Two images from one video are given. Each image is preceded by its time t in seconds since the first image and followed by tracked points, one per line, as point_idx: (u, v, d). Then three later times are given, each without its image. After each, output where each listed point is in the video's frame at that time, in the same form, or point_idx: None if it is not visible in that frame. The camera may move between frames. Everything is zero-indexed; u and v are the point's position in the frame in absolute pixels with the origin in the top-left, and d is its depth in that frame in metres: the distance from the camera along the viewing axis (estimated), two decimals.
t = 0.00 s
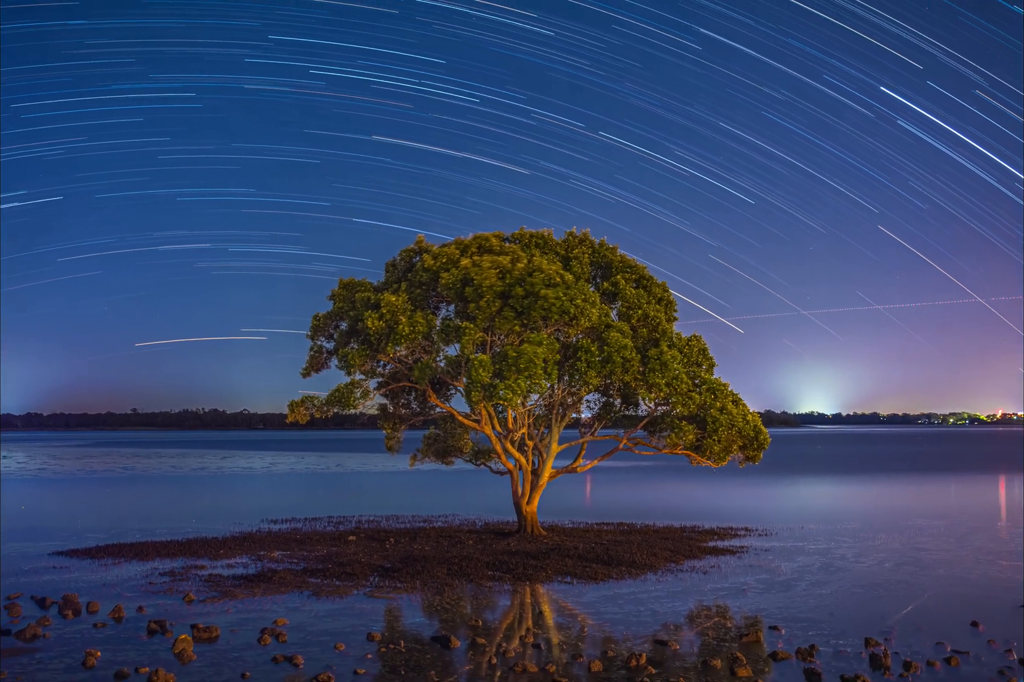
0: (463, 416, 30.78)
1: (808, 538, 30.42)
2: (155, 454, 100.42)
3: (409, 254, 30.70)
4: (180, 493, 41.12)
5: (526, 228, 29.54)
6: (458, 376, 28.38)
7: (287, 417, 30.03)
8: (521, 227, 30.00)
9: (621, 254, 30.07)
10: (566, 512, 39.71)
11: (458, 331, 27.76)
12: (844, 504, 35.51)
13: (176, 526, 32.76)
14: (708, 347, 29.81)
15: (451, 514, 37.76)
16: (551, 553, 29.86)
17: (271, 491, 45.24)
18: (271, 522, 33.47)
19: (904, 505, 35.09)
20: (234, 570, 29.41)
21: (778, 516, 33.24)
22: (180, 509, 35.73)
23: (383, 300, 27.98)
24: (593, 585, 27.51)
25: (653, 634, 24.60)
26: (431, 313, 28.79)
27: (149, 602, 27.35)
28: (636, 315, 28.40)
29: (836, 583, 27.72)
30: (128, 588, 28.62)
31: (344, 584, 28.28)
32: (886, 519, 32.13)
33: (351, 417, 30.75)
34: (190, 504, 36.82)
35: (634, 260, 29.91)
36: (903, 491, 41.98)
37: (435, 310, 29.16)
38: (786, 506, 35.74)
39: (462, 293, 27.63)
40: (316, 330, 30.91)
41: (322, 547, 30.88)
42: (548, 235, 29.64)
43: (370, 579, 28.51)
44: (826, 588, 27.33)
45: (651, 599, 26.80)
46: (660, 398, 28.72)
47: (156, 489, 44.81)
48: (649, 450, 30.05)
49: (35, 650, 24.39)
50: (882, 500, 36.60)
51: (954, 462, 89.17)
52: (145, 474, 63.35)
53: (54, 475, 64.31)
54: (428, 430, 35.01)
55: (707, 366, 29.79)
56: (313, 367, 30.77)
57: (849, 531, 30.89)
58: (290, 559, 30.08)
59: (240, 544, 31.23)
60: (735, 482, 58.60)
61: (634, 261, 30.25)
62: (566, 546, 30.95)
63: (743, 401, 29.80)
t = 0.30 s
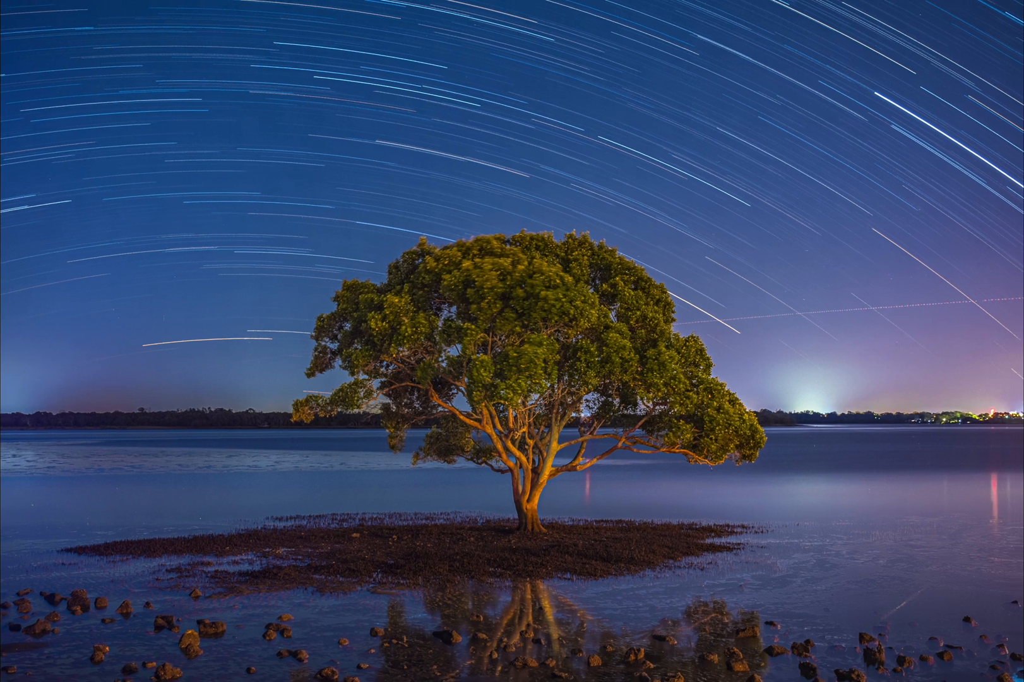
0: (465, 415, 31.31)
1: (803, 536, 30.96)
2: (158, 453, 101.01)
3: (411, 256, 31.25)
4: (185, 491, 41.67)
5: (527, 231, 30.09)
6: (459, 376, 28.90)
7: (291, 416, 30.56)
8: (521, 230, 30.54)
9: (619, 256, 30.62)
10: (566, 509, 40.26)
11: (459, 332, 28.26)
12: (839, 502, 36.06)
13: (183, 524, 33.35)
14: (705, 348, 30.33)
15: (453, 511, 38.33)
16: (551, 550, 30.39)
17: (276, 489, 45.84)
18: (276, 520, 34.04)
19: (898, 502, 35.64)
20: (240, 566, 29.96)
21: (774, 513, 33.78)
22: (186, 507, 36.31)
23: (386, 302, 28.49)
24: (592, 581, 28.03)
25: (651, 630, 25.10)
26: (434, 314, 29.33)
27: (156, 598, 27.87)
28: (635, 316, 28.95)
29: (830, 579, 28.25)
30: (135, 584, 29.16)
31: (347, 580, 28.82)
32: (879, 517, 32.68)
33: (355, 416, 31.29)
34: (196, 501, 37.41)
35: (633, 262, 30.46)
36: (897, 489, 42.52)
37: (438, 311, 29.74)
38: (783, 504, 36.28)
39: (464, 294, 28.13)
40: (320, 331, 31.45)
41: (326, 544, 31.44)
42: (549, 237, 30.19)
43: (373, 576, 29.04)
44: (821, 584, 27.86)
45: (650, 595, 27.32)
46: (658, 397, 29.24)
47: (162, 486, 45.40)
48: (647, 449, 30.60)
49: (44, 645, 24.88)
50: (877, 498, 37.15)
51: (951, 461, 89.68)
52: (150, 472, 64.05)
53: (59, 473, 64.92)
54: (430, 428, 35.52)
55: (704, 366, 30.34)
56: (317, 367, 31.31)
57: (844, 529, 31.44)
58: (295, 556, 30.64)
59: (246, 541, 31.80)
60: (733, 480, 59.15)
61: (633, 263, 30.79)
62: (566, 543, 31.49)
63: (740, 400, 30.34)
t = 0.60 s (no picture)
0: (468, 415, 31.85)
1: (798, 533, 31.52)
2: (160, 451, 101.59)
3: (414, 258, 31.77)
4: (191, 489, 42.22)
5: (528, 233, 30.62)
6: (461, 376, 29.41)
7: (296, 415, 31.11)
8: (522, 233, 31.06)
9: (618, 259, 31.16)
10: (566, 507, 40.81)
11: (461, 332, 28.76)
12: (834, 500, 36.63)
13: (189, 521, 33.91)
14: (702, 348, 30.85)
15: (455, 508, 38.89)
16: (551, 548, 30.91)
17: (280, 487, 46.42)
18: (280, 517, 34.60)
19: (892, 500, 36.23)
20: (245, 563, 30.50)
21: (771, 511, 34.33)
22: (192, 504, 36.86)
23: (389, 303, 28.99)
24: (591, 578, 28.53)
25: (649, 625, 25.60)
26: (436, 315, 29.85)
27: (163, 594, 28.39)
28: (633, 318, 29.49)
29: (825, 575, 28.78)
30: (143, 580, 29.68)
31: (351, 576, 29.34)
32: (874, 515, 33.23)
33: (358, 415, 31.83)
34: (201, 499, 37.95)
35: (632, 264, 30.99)
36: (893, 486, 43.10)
37: (440, 312, 30.27)
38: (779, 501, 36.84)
39: (466, 296, 28.63)
40: (324, 331, 31.98)
41: (330, 541, 31.99)
42: (549, 240, 30.72)
43: (377, 572, 29.57)
44: (816, 580, 28.39)
45: (648, 591, 27.82)
46: (656, 397, 29.77)
47: (166, 484, 45.96)
48: (646, 448, 31.15)
49: (54, 640, 25.39)
50: (872, 496, 37.72)
51: (949, 460, 90.17)
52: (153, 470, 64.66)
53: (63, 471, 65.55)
54: (432, 428, 36.04)
55: (702, 366, 30.86)
56: (322, 367, 31.85)
57: (838, 527, 31.99)
58: (299, 552, 31.17)
59: (251, 537, 32.35)
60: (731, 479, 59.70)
61: (631, 265, 31.33)
62: (566, 540, 32.01)
63: (737, 400, 30.87)
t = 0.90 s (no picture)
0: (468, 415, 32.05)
1: (797, 532, 31.70)
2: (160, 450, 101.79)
3: (415, 259, 31.95)
4: (192, 488, 42.38)
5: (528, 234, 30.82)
6: (461, 376, 29.57)
7: (298, 415, 31.26)
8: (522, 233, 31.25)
9: (618, 259, 31.36)
10: (566, 506, 40.98)
11: (461, 333, 28.92)
12: (832, 499, 36.83)
13: (191, 520, 34.09)
14: (701, 348, 31.04)
15: (456, 508, 39.08)
16: (551, 547, 31.07)
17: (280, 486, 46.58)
18: (282, 516, 34.77)
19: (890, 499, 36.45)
20: (247, 562, 30.67)
21: (770, 511, 34.51)
22: (194, 504, 37.04)
23: (390, 303, 29.15)
24: (591, 577, 28.69)
25: (648, 624, 25.77)
26: (437, 315, 30.05)
27: (165, 593, 28.56)
28: (633, 318, 29.68)
29: (824, 574, 28.96)
30: (145, 579, 29.85)
31: (352, 575, 29.52)
32: (872, 514, 33.44)
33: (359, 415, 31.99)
34: (202, 498, 38.11)
35: (631, 265, 31.19)
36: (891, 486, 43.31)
37: (440, 313, 30.44)
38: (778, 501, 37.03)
39: (466, 296, 28.80)
40: (326, 332, 32.16)
41: (332, 541, 32.17)
42: (549, 240, 30.92)
43: (378, 571, 29.74)
44: (815, 579, 28.56)
45: (648, 590, 27.99)
46: (655, 397, 29.95)
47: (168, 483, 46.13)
48: (645, 447, 31.33)
49: (57, 639, 25.57)
50: (870, 495, 37.94)
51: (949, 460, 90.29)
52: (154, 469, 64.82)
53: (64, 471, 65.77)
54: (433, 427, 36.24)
55: (701, 366, 31.05)
56: (323, 367, 32.02)
57: (837, 527, 32.18)
58: (301, 551, 31.34)
59: (253, 537, 32.53)
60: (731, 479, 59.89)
61: (631, 265, 31.52)
62: (566, 538, 32.17)
63: (735, 399, 31.05)
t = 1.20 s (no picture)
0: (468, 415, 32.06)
1: (797, 532, 31.69)
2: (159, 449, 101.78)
3: (415, 259, 31.95)
4: (192, 488, 42.36)
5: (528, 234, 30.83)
6: (461, 376, 29.57)
7: (297, 415, 31.26)
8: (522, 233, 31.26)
9: (618, 259, 31.37)
10: (566, 506, 40.97)
11: (461, 333, 28.92)
12: (832, 499, 36.87)
13: (191, 520, 34.10)
14: (701, 348, 31.07)
15: (456, 508, 39.09)
16: (551, 547, 31.07)
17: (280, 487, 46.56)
18: (282, 516, 34.78)
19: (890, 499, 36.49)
20: (247, 562, 30.67)
21: (770, 511, 34.51)
22: (193, 504, 37.04)
23: (390, 303, 29.15)
24: (591, 577, 28.68)
25: (648, 623, 25.77)
26: (436, 315, 30.04)
27: (165, 593, 28.56)
28: (632, 318, 29.69)
29: (823, 573, 28.96)
30: (145, 579, 29.85)
31: (352, 575, 29.52)
32: (872, 513, 33.46)
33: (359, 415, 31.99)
34: (202, 498, 38.11)
35: (631, 265, 31.20)
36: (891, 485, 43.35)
37: (440, 313, 30.43)
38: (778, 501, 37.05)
39: (466, 296, 28.80)
40: (326, 332, 32.17)
41: (331, 541, 32.17)
42: (549, 240, 30.93)
43: (377, 571, 29.75)
44: (815, 579, 28.56)
45: (647, 590, 27.99)
46: (655, 397, 29.95)
47: (168, 483, 46.15)
48: (645, 447, 31.32)
49: (57, 639, 25.55)
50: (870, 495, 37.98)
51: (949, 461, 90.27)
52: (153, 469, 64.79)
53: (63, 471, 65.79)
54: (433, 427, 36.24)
55: (700, 366, 31.07)
56: (323, 367, 32.02)
57: (837, 527, 32.19)
58: (300, 551, 31.35)
59: (253, 537, 32.51)
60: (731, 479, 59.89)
61: (631, 265, 31.53)
62: (566, 538, 32.18)
63: (735, 399, 31.06)
